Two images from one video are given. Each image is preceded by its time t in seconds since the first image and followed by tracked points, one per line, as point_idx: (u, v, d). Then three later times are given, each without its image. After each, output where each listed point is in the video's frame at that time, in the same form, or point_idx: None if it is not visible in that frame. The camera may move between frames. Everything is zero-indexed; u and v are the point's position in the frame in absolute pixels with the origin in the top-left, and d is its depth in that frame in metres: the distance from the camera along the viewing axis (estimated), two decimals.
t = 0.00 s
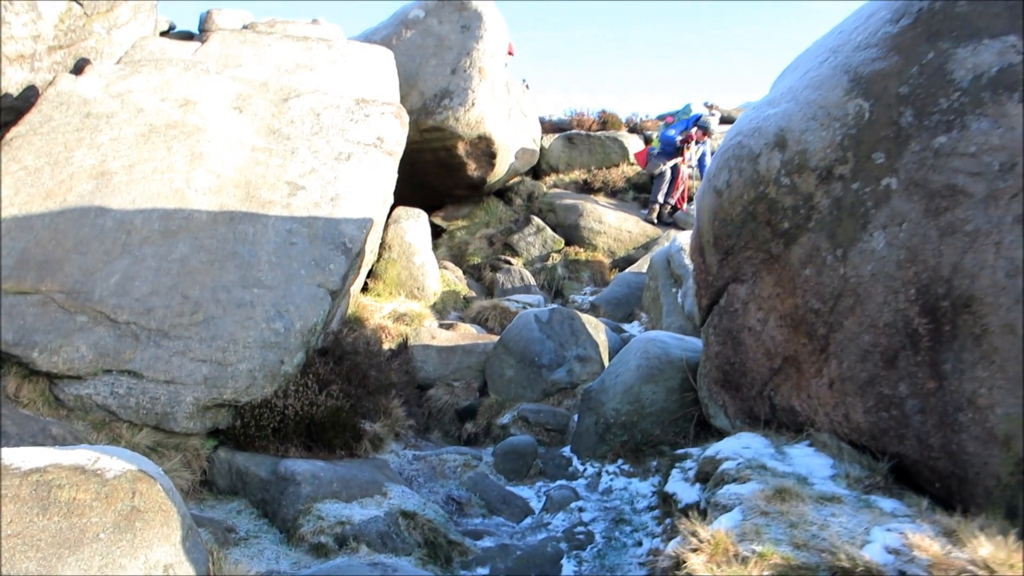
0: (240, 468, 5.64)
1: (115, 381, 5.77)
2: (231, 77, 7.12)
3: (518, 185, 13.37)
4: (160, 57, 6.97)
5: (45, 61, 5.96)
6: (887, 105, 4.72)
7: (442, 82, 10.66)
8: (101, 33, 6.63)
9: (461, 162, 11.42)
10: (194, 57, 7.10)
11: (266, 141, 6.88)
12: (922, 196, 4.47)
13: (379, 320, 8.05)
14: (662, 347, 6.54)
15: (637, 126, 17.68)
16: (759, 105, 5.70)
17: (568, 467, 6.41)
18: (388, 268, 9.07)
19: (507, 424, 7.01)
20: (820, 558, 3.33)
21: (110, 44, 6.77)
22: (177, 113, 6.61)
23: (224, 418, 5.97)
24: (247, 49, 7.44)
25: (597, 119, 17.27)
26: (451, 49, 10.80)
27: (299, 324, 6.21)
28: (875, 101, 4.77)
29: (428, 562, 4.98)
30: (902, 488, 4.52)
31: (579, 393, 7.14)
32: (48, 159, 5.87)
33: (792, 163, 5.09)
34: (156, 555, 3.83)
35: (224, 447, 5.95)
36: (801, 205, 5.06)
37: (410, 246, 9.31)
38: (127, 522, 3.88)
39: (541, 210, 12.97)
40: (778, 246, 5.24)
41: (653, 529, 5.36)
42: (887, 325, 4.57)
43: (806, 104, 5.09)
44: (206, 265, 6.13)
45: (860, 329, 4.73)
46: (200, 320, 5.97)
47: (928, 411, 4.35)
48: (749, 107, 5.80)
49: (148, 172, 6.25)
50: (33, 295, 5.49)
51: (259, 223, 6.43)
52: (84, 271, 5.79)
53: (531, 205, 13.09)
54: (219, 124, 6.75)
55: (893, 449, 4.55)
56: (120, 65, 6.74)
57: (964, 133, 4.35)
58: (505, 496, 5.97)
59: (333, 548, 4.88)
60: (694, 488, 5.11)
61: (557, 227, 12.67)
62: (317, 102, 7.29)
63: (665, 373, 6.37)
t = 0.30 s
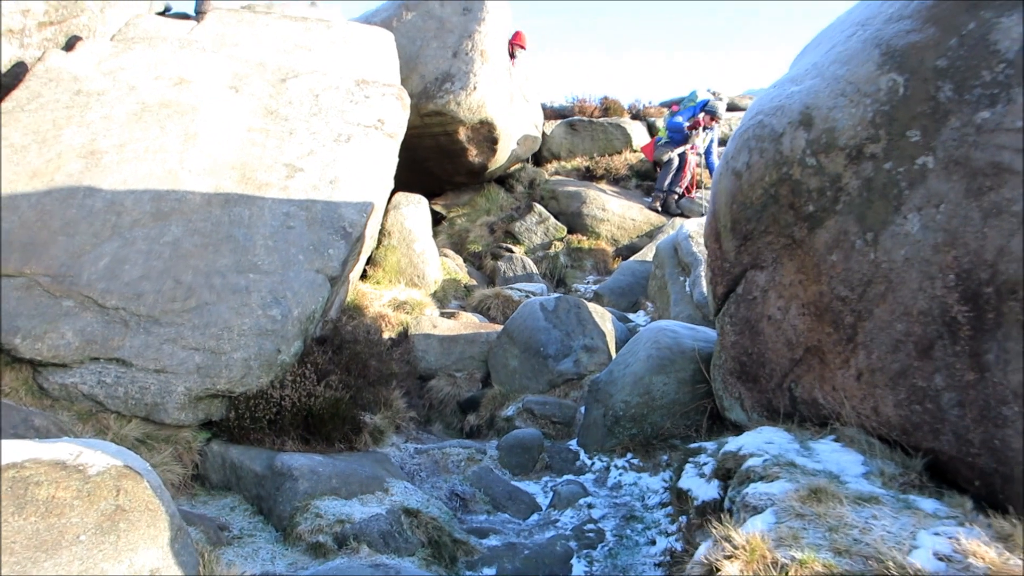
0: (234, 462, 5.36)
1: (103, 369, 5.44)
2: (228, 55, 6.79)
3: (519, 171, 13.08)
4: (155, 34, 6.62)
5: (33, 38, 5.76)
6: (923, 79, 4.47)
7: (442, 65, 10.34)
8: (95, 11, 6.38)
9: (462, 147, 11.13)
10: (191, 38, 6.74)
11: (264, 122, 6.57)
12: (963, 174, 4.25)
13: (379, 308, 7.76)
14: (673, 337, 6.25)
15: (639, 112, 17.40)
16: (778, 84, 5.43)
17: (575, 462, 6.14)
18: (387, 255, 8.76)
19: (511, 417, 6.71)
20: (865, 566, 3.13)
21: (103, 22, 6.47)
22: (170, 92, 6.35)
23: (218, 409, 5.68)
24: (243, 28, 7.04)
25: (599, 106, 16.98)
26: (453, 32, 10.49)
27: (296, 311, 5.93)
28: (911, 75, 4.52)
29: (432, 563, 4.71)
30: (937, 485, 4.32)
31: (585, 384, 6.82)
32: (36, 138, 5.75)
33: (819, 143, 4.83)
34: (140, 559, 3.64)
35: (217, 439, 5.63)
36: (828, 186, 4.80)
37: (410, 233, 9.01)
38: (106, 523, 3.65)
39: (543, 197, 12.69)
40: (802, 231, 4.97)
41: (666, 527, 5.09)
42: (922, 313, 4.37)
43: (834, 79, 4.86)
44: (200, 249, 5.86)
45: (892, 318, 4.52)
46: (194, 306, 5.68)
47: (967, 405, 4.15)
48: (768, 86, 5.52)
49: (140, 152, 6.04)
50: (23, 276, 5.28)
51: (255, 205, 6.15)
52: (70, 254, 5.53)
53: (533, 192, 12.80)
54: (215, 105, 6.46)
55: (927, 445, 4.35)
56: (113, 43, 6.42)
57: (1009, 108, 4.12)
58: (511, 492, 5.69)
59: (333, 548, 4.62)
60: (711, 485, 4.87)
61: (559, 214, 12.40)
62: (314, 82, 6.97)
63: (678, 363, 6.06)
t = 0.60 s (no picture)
0: (229, 454, 5.14)
1: (92, 356, 5.21)
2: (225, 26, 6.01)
3: (522, 155, 12.80)
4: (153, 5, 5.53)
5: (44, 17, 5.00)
6: (965, 56, 4.30)
7: (445, 44, 10.05)
8: None
9: (464, 130, 10.87)
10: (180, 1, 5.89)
11: (261, 100, 6.16)
12: (1008, 158, 4.10)
13: (379, 293, 7.53)
14: (685, 326, 5.97)
15: (644, 97, 17.13)
16: (802, 62, 5.21)
17: (581, 454, 5.86)
18: (388, 239, 8.51)
19: (515, 407, 6.46)
20: None
21: None
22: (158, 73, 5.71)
23: (212, 398, 5.48)
24: None
25: (602, 91, 16.71)
26: (455, 11, 10.15)
27: (295, 296, 5.71)
28: (950, 51, 4.34)
29: (436, 561, 4.51)
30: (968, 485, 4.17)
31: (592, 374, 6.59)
32: (23, 114, 5.39)
33: (848, 124, 4.64)
34: (128, 560, 3.45)
35: (212, 430, 5.43)
36: (857, 170, 4.61)
37: (411, 216, 8.77)
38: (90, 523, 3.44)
39: (546, 182, 12.45)
40: (826, 217, 4.76)
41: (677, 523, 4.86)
42: (958, 306, 4.21)
43: (864, 58, 4.67)
44: (195, 232, 5.62)
45: (924, 310, 4.35)
46: (187, 291, 5.45)
47: (1007, 403, 4.01)
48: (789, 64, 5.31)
49: (132, 129, 5.71)
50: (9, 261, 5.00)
51: (252, 185, 5.89)
52: (59, 236, 5.28)
53: (536, 176, 12.54)
54: (210, 84, 5.91)
55: (960, 444, 4.20)
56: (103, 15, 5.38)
57: None
58: (516, 484, 5.45)
59: (333, 545, 4.41)
60: (726, 481, 4.65)
61: (563, 199, 12.16)
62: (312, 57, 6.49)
63: (689, 353, 5.78)
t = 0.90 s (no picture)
0: (216, 459, 5.07)
1: (71, 364, 5.11)
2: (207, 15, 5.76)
3: (506, 144, 12.71)
4: None
5: None
6: (953, 31, 4.22)
7: (426, 34, 9.87)
8: None
9: (447, 121, 10.77)
10: None
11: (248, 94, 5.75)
12: (998, 133, 4.03)
13: (366, 289, 7.42)
14: (675, 312, 5.91)
15: (627, 83, 17.05)
16: (787, 43, 5.15)
17: (575, 444, 5.79)
18: (372, 233, 8.42)
19: (507, 399, 6.38)
20: (912, 559, 3.25)
21: None
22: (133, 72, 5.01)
23: (197, 403, 5.40)
24: None
25: (586, 77, 16.62)
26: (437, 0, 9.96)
27: (279, 295, 5.65)
28: (937, 26, 4.27)
29: (432, 560, 4.44)
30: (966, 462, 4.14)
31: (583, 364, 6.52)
32: None
33: (836, 103, 4.58)
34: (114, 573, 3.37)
35: (198, 435, 5.36)
36: (846, 149, 4.55)
37: (395, 209, 8.65)
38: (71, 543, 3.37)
39: (531, 171, 12.37)
40: (815, 197, 4.71)
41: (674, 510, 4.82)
42: (951, 282, 4.16)
43: (851, 35, 4.60)
44: (174, 232, 5.46)
45: (917, 288, 4.30)
46: (167, 293, 5.36)
47: (1002, 377, 3.97)
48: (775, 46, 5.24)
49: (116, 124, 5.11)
50: None
51: (232, 183, 5.71)
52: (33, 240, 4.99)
53: (521, 165, 12.47)
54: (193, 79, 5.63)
55: (956, 421, 4.16)
56: None
57: None
58: (510, 478, 5.36)
59: (325, 549, 4.33)
60: (723, 466, 4.59)
61: (548, 188, 12.07)
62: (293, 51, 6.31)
63: (681, 339, 5.72)
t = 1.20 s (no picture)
0: (180, 469, 4.97)
1: (28, 373, 4.99)
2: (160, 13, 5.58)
3: (472, 145, 12.68)
4: None
5: None
6: (914, 35, 4.30)
7: (392, 35, 9.82)
8: None
9: (413, 122, 10.70)
10: None
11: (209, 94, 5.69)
12: (959, 135, 4.08)
13: (332, 293, 7.29)
14: (643, 314, 5.91)
15: (593, 84, 17.10)
16: (751, 46, 5.18)
17: (545, 448, 5.74)
18: (338, 236, 8.29)
19: (476, 403, 6.34)
20: (882, 561, 3.28)
21: None
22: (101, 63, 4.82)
23: (159, 412, 5.27)
24: None
25: (551, 78, 16.64)
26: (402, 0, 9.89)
27: (243, 300, 5.57)
28: (899, 30, 4.35)
29: (402, 569, 4.40)
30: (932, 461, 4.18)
31: (552, 366, 6.51)
32: None
33: (801, 105, 4.61)
34: None
35: (160, 444, 5.25)
36: (811, 151, 4.59)
37: (361, 212, 8.55)
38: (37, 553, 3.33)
39: (498, 172, 12.35)
40: (781, 199, 4.73)
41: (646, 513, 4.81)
42: (914, 283, 4.20)
43: (815, 38, 4.64)
44: (134, 235, 5.33)
45: (881, 289, 4.34)
46: (128, 299, 5.23)
47: (964, 376, 4.00)
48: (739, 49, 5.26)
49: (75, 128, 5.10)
50: None
51: (194, 185, 5.61)
52: None
53: (487, 166, 12.43)
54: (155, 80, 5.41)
55: (921, 420, 4.21)
56: None
57: (1008, 62, 3.95)
58: (480, 483, 5.33)
59: (294, 561, 4.31)
60: (693, 468, 4.63)
61: (515, 189, 12.04)
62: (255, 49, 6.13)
63: (649, 341, 5.74)
